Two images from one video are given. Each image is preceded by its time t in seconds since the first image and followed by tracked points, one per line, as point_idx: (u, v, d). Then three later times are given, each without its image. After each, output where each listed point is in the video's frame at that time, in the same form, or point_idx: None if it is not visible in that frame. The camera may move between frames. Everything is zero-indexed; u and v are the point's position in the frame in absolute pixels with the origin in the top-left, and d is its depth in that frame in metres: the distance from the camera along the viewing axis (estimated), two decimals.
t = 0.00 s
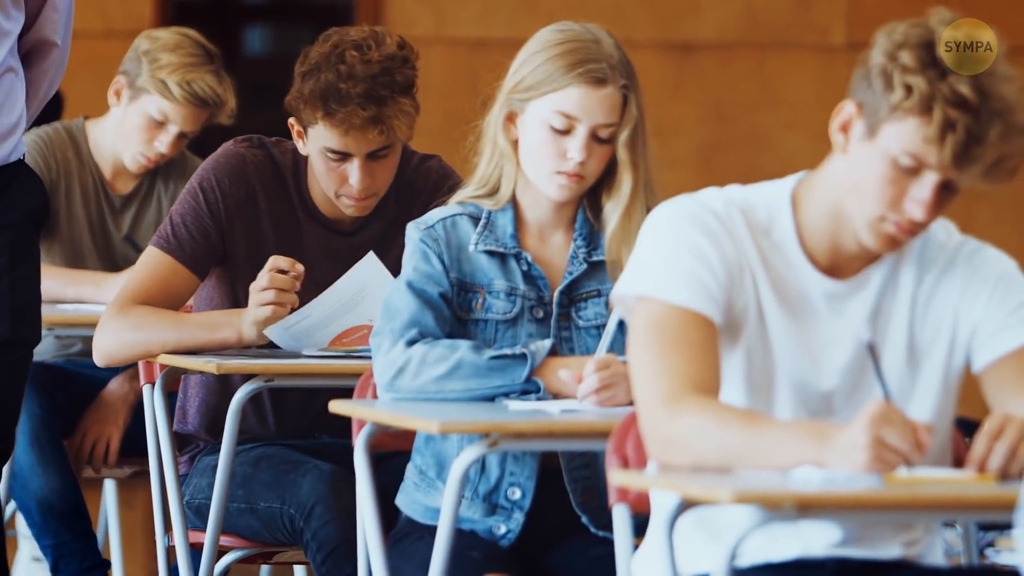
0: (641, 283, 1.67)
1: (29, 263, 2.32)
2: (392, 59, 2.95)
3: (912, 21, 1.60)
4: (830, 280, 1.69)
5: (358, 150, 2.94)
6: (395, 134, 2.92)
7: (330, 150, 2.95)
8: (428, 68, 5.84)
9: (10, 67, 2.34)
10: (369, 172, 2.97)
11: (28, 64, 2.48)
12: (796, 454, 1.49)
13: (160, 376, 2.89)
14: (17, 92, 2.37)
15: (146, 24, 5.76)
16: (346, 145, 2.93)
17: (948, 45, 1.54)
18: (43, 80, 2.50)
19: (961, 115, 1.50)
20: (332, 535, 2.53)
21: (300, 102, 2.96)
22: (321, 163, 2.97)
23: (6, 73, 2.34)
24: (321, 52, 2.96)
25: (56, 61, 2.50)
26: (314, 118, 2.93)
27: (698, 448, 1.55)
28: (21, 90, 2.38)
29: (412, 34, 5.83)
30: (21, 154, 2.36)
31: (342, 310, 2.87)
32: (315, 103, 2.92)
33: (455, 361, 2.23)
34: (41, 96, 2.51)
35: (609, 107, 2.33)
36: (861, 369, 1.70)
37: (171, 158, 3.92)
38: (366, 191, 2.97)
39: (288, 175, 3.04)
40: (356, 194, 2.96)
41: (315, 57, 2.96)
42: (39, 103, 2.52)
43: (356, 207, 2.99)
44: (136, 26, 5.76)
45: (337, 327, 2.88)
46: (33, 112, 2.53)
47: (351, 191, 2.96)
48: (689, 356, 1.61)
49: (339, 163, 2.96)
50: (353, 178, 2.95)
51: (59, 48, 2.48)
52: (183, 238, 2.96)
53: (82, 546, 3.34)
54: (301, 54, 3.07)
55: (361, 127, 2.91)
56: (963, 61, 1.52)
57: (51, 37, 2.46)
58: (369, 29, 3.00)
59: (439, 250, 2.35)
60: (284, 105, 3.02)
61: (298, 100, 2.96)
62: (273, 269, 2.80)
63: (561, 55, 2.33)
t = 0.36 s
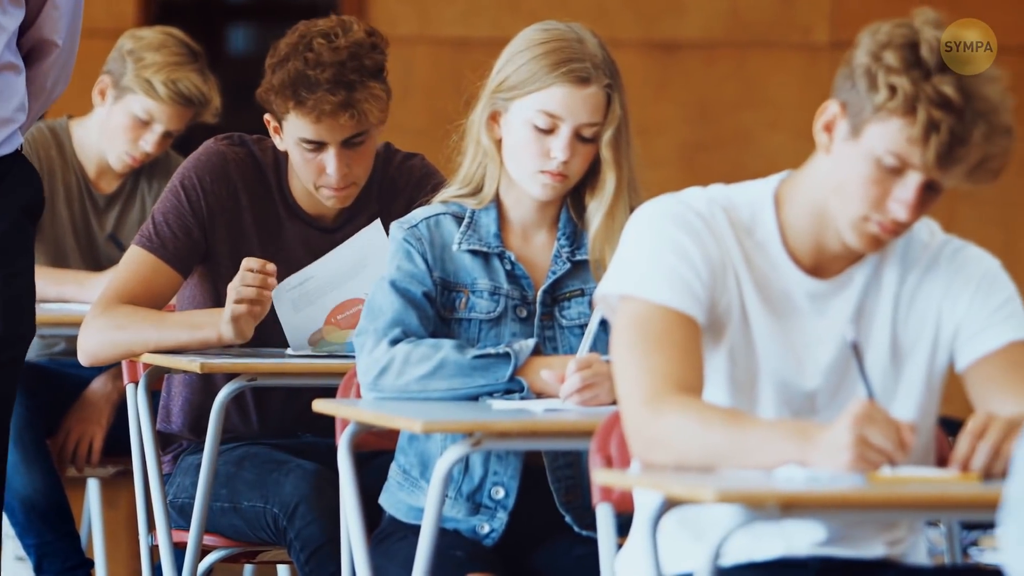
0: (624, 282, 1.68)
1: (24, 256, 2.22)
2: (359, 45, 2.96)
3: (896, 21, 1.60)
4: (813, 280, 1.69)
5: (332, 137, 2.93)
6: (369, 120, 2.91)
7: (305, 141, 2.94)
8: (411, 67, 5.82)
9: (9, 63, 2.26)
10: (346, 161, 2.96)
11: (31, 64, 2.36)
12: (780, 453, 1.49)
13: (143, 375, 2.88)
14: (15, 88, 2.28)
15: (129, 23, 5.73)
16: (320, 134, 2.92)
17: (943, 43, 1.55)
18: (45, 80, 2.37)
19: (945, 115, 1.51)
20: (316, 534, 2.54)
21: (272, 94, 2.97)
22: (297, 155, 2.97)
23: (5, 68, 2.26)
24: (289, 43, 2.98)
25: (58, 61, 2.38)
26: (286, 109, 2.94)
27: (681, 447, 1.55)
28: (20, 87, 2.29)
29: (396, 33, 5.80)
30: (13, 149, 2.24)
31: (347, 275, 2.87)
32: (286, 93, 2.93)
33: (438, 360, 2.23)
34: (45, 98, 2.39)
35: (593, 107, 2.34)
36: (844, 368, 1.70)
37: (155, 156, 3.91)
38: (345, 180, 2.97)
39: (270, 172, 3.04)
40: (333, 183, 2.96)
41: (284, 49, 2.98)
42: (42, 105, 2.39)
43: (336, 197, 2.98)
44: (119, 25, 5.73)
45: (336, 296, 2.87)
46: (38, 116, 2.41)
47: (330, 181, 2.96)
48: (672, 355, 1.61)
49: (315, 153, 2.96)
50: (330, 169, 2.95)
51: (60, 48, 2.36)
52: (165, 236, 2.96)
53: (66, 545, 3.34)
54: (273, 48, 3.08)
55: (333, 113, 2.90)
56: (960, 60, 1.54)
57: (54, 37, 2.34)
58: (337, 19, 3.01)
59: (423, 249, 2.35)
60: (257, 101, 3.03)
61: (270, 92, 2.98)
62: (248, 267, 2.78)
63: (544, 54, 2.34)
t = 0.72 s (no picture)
0: (612, 282, 1.68)
1: (24, 261, 2.30)
2: (338, 39, 2.98)
3: (885, 21, 1.61)
4: (802, 280, 1.70)
5: (314, 132, 2.93)
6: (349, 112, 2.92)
7: (288, 137, 2.95)
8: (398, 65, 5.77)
9: (13, 58, 2.31)
10: (329, 156, 2.96)
11: (38, 61, 2.44)
12: (768, 452, 1.49)
13: (131, 375, 2.87)
14: (18, 82, 2.33)
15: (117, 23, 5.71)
16: (301, 128, 2.93)
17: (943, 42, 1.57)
18: (53, 77, 2.46)
19: (934, 115, 1.51)
20: (304, 534, 2.53)
21: (252, 91, 2.98)
22: (281, 151, 2.97)
23: (7, 63, 2.30)
24: (267, 40, 2.99)
25: (65, 57, 2.46)
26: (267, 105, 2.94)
27: (670, 447, 1.55)
28: (24, 81, 2.35)
29: (384, 33, 5.77)
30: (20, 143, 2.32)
31: (340, 259, 2.85)
32: (266, 89, 2.94)
33: (426, 360, 2.23)
34: (53, 93, 2.47)
35: (580, 107, 2.34)
36: (832, 368, 1.70)
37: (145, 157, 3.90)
38: (329, 174, 2.96)
39: (257, 171, 3.05)
40: (316, 178, 2.96)
41: (263, 46, 3.00)
42: (50, 101, 2.48)
43: (322, 193, 2.98)
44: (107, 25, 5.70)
45: (325, 280, 2.85)
46: (49, 108, 2.50)
47: (314, 176, 2.96)
48: (661, 355, 1.62)
49: (298, 149, 2.96)
50: (314, 164, 2.95)
51: (67, 44, 2.44)
52: (153, 236, 2.95)
53: (54, 544, 3.33)
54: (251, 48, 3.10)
55: (312, 107, 2.90)
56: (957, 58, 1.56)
57: (61, 34, 2.42)
58: (315, 14, 3.03)
59: (411, 249, 2.35)
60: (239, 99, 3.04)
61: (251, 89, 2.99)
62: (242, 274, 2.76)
63: (531, 54, 2.35)
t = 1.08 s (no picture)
0: (601, 282, 1.68)
1: (22, 266, 2.30)
2: (322, 36, 2.98)
3: (874, 21, 1.61)
4: (791, 280, 1.70)
5: (300, 130, 2.93)
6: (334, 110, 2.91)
7: (274, 135, 2.94)
8: (388, 65, 5.76)
9: (13, 52, 2.30)
10: (315, 153, 2.96)
11: (37, 54, 2.44)
12: (756, 452, 1.49)
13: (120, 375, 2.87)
14: (18, 77, 2.33)
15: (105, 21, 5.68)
16: (287, 126, 2.92)
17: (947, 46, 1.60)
18: (50, 70, 2.45)
19: (923, 115, 1.51)
20: (293, 534, 2.53)
21: (236, 90, 2.98)
22: (268, 149, 2.96)
23: (8, 57, 2.30)
24: (251, 38, 2.99)
25: (63, 50, 2.45)
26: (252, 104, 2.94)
27: (659, 446, 1.55)
28: (24, 75, 2.34)
29: (374, 32, 5.75)
30: (21, 142, 2.31)
31: (327, 262, 2.78)
32: (251, 88, 2.93)
33: (415, 360, 2.22)
34: (52, 86, 2.47)
35: (569, 106, 2.35)
36: (821, 368, 1.71)
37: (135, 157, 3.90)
38: (315, 172, 2.96)
39: (245, 171, 3.04)
40: (303, 176, 2.95)
41: (247, 44, 2.99)
42: (49, 93, 2.48)
43: (309, 191, 2.98)
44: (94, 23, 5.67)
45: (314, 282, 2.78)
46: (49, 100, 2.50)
47: (301, 174, 2.95)
48: (650, 355, 1.62)
49: (284, 147, 2.95)
50: (300, 163, 2.95)
51: (66, 37, 2.43)
52: (140, 236, 2.95)
53: (42, 544, 3.32)
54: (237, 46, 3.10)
55: (297, 105, 2.90)
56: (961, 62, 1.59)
57: (59, 25, 2.42)
58: (299, 12, 3.03)
59: (400, 249, 2.35)
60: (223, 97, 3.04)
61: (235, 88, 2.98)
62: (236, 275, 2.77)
63: (520, 53, 2.35)
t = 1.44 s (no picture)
0: (588, 282, 1.68)
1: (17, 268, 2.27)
2: (312, 37, 2.98)
3: (860, 20, 1.61)
4: (778, 280, 1.70)
5: (289, 131, 2.92)
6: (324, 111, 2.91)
7: (263, 135, 2.94)
8: (375, 65, 5.76)
9: (10, 52, 2.30)
10: (304, 154, 2.96)
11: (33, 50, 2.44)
12: (743, 451, 1.49)
13: (107, 374, 2.86)
14: (17, 77, 2.33)
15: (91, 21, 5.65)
16: (276, 127, 2.92)
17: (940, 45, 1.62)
18: (48, 66, 2.45)
19: (909, 114, 1.51)
20: (280, 534, 2.53)
21: (226, 90, 2.97)
22: (256, 149, 2.96)
23: (6, 57, 2.30)
24: (242, 38, 2.99)
25: (59, 48, 2.45)
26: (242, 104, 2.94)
27: (647, 446, 1.55)
28: (24, 75, 2.34)
29: (361, 32, 5.75)
30: (22, 144, 2.31)
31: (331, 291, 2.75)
32: (241, 88, 2.93)
33: (402, 360, 2.22)
34: (48, 82, 2.47)
35: (556, 106, 2.35)
36: (808, 367, 1.71)
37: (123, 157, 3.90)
38: (303, 172, 2.96)
39: (232, 171, 3.05)
40: (291, 177, 2.95)
41: (237, 44, 2.99)
42: (45, 90, 2.48)
43: (297, 191, 2.97)
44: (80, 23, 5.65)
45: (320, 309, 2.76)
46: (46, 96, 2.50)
47: (289, 175, 2.95)
48: (637, 355, 1.62)
49: (273, 148, 2.95)
50: (288, 163, 2.95)
51: (61, 34, 2.43)
52: (127, 235, 2.94)
53: (28, 544, 3.30)
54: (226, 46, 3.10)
55: (287, 106, 2.89)
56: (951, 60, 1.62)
57: (54, 22, 2.41)
58: (289, 13, 3.04)
59: (387, 248, 2.34)
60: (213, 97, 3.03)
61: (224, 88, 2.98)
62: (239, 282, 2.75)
63: (507, 53, 2.35)
